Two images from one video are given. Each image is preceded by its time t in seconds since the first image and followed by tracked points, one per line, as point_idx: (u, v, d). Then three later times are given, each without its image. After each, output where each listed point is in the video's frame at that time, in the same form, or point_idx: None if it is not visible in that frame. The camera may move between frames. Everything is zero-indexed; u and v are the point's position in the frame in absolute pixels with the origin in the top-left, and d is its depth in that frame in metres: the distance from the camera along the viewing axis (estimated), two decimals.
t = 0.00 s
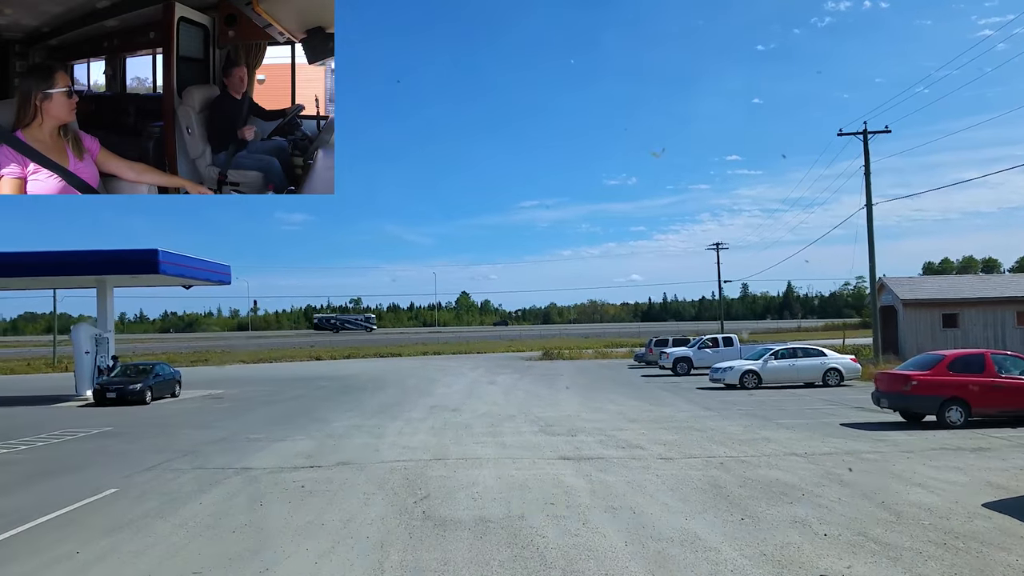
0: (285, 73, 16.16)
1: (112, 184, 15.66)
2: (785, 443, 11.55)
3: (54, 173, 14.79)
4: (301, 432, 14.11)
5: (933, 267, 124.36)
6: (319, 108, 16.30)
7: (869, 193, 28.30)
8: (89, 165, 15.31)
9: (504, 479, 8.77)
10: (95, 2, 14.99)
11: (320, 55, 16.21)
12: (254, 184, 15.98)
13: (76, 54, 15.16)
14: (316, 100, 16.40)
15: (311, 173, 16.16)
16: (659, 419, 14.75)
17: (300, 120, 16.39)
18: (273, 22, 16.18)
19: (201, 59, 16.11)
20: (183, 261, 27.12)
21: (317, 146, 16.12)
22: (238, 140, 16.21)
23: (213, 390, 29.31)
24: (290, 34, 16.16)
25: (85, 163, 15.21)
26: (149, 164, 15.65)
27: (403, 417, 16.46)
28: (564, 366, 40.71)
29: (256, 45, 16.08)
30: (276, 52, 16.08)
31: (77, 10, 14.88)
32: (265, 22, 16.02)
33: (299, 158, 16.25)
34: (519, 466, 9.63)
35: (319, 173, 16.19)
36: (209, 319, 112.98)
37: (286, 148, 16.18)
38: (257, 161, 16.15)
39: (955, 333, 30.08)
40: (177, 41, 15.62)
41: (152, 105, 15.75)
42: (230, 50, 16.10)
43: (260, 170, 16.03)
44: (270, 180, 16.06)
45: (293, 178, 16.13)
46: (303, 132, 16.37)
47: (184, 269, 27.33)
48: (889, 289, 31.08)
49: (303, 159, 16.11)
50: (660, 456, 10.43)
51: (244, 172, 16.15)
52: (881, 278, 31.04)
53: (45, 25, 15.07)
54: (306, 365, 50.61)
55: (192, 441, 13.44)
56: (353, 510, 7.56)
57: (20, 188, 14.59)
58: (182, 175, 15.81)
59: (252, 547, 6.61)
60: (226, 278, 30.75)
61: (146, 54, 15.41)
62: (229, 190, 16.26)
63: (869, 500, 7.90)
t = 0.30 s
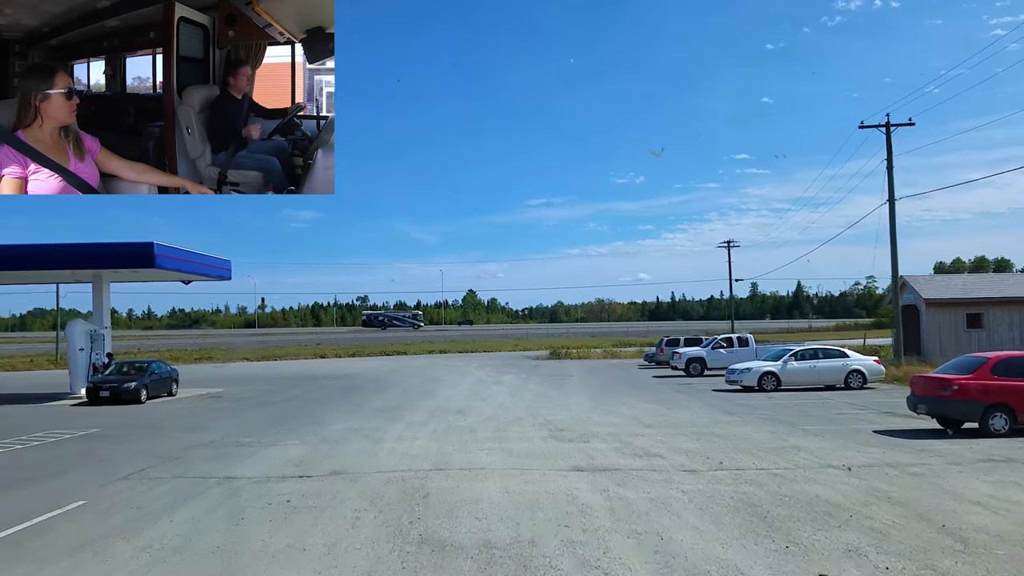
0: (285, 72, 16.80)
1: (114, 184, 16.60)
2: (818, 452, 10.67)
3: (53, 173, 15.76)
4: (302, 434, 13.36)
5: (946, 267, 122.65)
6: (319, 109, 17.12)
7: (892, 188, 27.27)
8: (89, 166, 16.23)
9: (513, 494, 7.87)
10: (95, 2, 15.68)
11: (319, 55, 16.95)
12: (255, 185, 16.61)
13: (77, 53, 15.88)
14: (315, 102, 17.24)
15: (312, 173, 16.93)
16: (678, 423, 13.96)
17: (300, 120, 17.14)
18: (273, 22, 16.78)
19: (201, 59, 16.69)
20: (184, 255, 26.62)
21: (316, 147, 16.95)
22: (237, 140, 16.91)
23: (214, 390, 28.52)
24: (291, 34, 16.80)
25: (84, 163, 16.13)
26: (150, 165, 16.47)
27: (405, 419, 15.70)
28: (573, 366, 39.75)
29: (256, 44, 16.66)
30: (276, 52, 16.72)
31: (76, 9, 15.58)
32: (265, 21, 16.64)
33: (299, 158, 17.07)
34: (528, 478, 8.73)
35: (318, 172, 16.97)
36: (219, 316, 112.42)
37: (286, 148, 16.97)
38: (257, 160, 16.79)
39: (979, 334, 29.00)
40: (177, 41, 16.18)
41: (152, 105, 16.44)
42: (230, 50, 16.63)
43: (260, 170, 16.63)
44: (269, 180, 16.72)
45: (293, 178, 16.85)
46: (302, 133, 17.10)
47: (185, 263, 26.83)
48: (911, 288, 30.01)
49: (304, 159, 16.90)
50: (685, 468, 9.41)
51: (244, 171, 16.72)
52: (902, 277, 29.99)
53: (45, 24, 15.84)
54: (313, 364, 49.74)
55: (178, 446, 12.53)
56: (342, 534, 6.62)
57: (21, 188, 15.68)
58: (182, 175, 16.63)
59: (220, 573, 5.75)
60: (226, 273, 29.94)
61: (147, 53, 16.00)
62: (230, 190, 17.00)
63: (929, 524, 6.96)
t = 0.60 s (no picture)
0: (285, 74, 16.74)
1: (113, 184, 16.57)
2: (858, 465, 9.69)
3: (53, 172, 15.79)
4: (291, 441, 12.58)
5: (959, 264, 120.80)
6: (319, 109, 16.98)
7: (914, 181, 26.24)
8: (89, 166, 16.22)
9: (522, 517, 6.91)
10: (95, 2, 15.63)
11: (319, 55, 16.84)
12: (255, 185, 16.51)
13: (77, 53, 15.82)
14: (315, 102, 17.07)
15: (312, 173, 16.84)
16: (696, 429, 13.03)
17: (300, 120, 17.01)
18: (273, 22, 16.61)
19: (201, 59, 16.60)
20: (183, 254, 26.04)
21: (317, 147, 16.87)
22: (237, 139, 16.82)
23: (212, 392, 27.71)
24: (291, 34, 16.69)
25: (84, 164, 16.10)
26: (149, 166, 16.45)
27: (406, 424, 14.84)
28: (583, 366, 38.87)
29: (256, 44, 16.47)
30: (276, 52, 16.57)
31: (76, 10, 15.55)
32: (265, 21, 16.46)
33: (299, 158, 16.95)
34: (535, 495, 7.75)
35: (318, 171, 16.86)
36: (225, 317, 111.92)
37: (286, 148, 16.87)
38: (257, 160, 16.59)
39: (1005, 332, 27.86)
40: (177, 41, 16.08)
41: (151, 105, 16.34)
42: (230, 50, 16.51)
43: (261, 171, 16.47)
44: (270, 180, 16.62)
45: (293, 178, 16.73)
46: (302, 133, 16.99)
47: (184, 262, 26.25)
48: (934, 285, 28.92)
49: (304, 159, 16.77)
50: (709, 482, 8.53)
51: (244, 171, 16.62)
52: (924, 274, 28.91)
53: (46, 25, 15.83)
54: (316, 365, 48.89)
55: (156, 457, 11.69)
56: (324, 567, 5.73)
57: (21, 188, 15.68)
58: (182, 175, 16.62)
59: None
60: (224, 272, 29.14)
61: (146, 53, 15.95)
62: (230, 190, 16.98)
63: (1002, 552, 6.03)
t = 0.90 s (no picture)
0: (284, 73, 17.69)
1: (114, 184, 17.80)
2: (900, 482, 8.75)
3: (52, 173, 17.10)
4: (280, 448, 11.74)
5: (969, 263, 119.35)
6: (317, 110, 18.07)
7: (933, 175, 25.26)
8: (89, 167, 17.45)
9: (528, 551, 5.96)
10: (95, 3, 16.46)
11: (319, 54, 17.93)
12: (255, 184, 17.56)
13: (77, 53, 16.73)
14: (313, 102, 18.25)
15: (311, 173, 18.05)
16: (717, 438, 12.08)
17: (300, 121, 18.09)
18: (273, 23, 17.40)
19: (201, 59, 17.43)
20: (178, 253, 25.52)
21: (316, 148, 18.05)
22: (239, 136, 17.74)
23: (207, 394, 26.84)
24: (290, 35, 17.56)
25: (85, 165, 17.34)
26: (150, 164, 17.54)
27: (403, 432, 13.90)
28: (589, 368, 37.87)
29: (256, 44, 17.29)
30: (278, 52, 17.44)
31: (75, 11, 16.37)
32: (265, 21, 17.16)
33: (299, 158, 18.12)
34: (543, 522, 6.80)
35: (317, 172, 18.07)
36: (230, 318, 111.47)
37: (286, 148, 17.99)
38: (256, 161, 17.70)
39: None
40: (177, 42, 16.82)
41: (151, 105, 17.37)
42: (230, 50, 17.34)
43: (260, 170, 17.59)
44: (270, 180, 17.70)
45: (293, 179, 17.84)
46: (302, 133, 18.10)
47: (179, 260, 25.80)
48: (952, 283, 27.93)
49: (304, 160, 17.95)
50: (739, 505, 7.56)
51: (244, 171, 17.67)
52: (943, 271, 27.92)
53: (46, 25, 16.77)
54: (319, 367, 48.00)
55: (135, 469, 10.95)
56: None
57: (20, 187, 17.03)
58: (181, 174, 17.63)
59: None
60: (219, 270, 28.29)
61: (145, 53, 16.79)
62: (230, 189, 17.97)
63: None
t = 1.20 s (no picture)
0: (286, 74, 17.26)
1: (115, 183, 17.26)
2: (944, 503, 7.83)
3: (53, 173, 16.66)
4: (262, 456, 10.93)
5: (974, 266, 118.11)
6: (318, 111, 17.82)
7: (952, 171, 24.28)
8: (90, 168, 16.97)
9: None
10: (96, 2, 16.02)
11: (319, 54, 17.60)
12: (255, 183, 17.03)
13: (79, 54, 16.30)
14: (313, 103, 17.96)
15: (311, 173, 17.68)
16: (736, 450, 11.05)
17: (300, 121, 17.77)
18: (272, 22, 16.96)
19: (201, 58, 16.77)
20: (166, 248, 24.38)
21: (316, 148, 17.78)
22: (238, 137, 17.22)
23: (196, 394, 25.93)
24: (290, 34, 17.17)
25: (86, 166, 16.87)
26: (149, 165, 16.99)
27: (396, 438, 12.97)
28: (591, 368, 36.91)
29: (256, 44, 16.83)
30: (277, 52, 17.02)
31: (77, 11, 15.92)
32: (265, 21, 16.73)
33: (299, 158, 17.72)
34: (546, 552, 5.87)
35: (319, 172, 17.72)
36: (229, 315, 110.65)
37: (286, 148, 17.59)
38: (256, 161, 17.15)
39: None
40: (177, 41, 16.26)
41: (151, 105, 16.85)
42: (229, 50, 16.74)
43: (260, 169, 17.05)
44: (270, 178, 17.17)
45: (293, 179, 17.42)
46: (302, 133, 17.73)
47: (167, 255, 24.61)
48: (971, 284, 26.92)
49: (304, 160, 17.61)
50: (771, 531, 6.64)
51: (244, 171, 17.13)
52: (961, 272, 26.92)
53: (46, 26, 16.35)
54: (315, 365, 47.07)
55: (104, 475, 10.12)
56: None
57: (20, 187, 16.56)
58: (181, 175, 17.10)
59: None
60: (211, 264, 27.47)
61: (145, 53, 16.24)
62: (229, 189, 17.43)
63: None
